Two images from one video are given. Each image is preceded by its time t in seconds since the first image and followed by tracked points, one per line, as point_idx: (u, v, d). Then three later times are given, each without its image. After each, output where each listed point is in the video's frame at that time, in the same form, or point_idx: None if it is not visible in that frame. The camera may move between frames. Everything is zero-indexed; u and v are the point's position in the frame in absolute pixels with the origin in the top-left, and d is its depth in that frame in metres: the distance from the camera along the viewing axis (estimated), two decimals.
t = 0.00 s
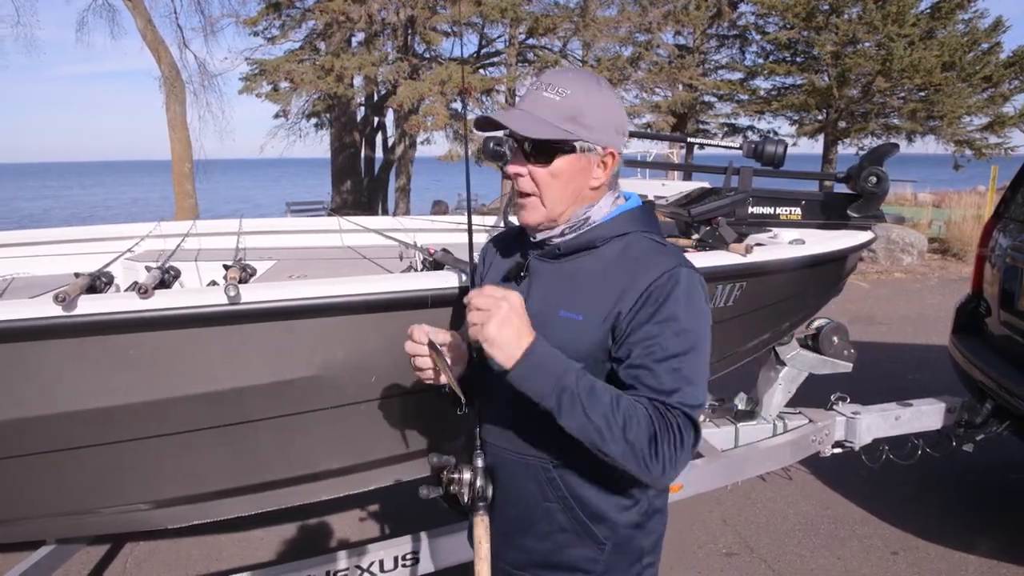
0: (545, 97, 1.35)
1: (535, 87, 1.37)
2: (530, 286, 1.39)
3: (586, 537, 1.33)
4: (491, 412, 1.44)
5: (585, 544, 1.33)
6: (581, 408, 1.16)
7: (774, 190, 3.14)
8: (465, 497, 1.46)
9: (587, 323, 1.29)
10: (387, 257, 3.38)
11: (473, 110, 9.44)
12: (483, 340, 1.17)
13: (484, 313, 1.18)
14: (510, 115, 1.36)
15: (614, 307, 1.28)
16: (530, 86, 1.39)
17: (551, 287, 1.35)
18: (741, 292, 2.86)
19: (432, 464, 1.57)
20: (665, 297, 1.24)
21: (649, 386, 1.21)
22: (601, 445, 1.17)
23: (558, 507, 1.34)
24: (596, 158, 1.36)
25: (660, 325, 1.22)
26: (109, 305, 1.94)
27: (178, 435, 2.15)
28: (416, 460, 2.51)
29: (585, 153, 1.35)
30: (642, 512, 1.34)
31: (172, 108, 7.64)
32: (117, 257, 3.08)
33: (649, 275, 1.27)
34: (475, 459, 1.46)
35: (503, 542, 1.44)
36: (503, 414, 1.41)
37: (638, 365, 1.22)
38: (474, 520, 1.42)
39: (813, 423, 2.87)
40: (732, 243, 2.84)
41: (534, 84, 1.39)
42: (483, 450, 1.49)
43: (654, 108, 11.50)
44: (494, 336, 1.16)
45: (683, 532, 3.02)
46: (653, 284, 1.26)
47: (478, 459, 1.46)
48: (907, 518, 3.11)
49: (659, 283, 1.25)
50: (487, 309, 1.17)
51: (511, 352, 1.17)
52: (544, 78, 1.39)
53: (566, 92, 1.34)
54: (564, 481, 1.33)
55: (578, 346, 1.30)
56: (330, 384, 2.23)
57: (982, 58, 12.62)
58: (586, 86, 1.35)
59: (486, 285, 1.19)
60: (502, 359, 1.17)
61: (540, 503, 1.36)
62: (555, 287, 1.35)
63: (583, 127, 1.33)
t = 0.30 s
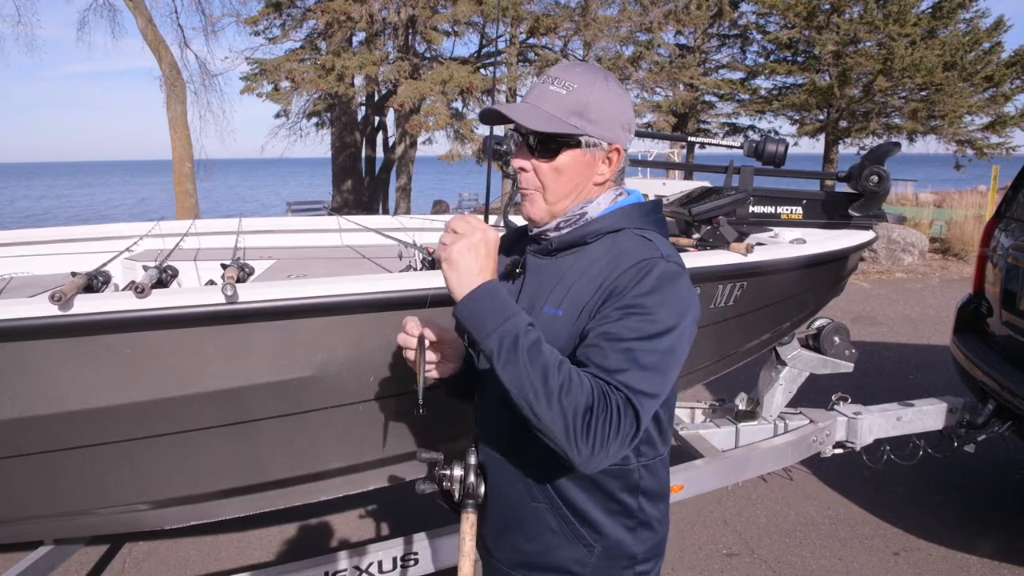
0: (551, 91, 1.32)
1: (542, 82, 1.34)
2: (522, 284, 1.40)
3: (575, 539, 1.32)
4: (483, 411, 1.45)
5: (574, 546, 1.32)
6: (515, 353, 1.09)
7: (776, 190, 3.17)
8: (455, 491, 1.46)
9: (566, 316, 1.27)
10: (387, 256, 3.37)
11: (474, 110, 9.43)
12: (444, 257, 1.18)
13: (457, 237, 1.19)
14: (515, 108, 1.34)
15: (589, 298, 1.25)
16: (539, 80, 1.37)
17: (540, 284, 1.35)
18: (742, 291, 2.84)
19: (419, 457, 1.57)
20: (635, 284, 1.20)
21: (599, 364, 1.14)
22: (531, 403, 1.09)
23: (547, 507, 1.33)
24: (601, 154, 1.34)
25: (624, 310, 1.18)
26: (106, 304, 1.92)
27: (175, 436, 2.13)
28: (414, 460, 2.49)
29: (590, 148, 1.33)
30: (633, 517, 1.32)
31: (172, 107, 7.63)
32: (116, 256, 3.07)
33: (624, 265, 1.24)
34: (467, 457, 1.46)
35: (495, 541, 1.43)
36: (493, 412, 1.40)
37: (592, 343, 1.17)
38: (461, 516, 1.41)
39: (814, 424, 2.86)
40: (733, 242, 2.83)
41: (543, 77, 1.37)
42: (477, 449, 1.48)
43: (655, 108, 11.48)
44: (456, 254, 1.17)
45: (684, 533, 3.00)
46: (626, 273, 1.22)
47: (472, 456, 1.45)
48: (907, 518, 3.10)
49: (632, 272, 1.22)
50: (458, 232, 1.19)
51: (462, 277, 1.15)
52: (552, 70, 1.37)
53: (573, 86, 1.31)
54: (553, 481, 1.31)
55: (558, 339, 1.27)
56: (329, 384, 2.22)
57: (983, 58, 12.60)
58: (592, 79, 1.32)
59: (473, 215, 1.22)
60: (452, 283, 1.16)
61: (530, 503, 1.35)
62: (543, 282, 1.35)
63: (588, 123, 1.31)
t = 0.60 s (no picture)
0: (535, 90, 1.32)
1: (525, 82, 1.34)
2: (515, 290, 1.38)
3: (576, 546, 1.30)
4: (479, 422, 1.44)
5: (576, 554, 1.30)
6: (524, 427, 1.12)
7: (780, 191, 3.16)
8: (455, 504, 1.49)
9: (563, 324, 1.26)
10: (388, 257, 3.36)
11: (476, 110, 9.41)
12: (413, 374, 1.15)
13: (412, 344, 1.16)
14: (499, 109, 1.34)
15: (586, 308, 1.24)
16: (522, 81, 1.37)
17: (534, 290, 1.33)
18: (744, 291, 2.83)
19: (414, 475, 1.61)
20: (633, 295, 1.19)
21: (609, 389, 1.15)
22: (553, 462, 1.12)
23: (547, 515, 1.32)
24: (586, 155, 1.34)
25: (626, 327, 1.17)
26: (105, 305, 1.92)
27: (176, 436, 2.13)
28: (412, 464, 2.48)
29: (576, 149, 1.33)
30: (635, 521, 1.31)
31: (174, 108, 7.63)
32: (118, 257, 3.06)
33: (620, 274, 1.23)
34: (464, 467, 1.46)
35: (495, 553, 1.42)
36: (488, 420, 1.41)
37: (600, 366, 1.17)
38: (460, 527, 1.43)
39: (817, 425, 2.85)
40: (735, 242, 2.81)
41: (526, 78, 1.37)
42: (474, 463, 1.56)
43: (657, 108, 11.45)
44: (424, 368, 1.14)
45: (686, 535, 2.99)
46: (622, 284, 1.21)
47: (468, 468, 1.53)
48: (910, 520, 3.09)
49: (630, 281, 1.20)
50: (414, 340, 1.15)
51: (442, 383, 1.14)
52: (534, 70, 1.36)
53: (556, 86, 1.31)
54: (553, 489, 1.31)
55: (556, 351, 1.26)
56: (330, 384, 2.21)
57: (986, 58, 12.57)
58: (575, 79, 1.31)
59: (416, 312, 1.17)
60: (436, 390, 1.15)
61: (530, 511, 1.34)
62: (537, 289, 1.33)
63: (572, 123, 1.30)
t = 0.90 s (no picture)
0: (535, 109, 1.31)
1: (518, 105, 1.33)
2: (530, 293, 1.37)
3: (591, 554, 1.30)
4: (492, 427, 1.41)
5: (590, 562, 1.31)
6: (603, 392, 1.05)
7: (783, 191, 3.15)
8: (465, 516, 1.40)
9: (596, 327, 1.25)
10: (391, 257, 3.36)
11: (479, 109, 9.41)
12: (507, 313, 1.03)
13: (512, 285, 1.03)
14: (512, 138, 1.30)
15: (625, 310, 1.24)
16: (508, 106, 1.35)
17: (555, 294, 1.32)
18: (748, 292, 2.82)
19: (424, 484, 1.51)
20: (674, 294, 1.20)
21: (661, 381, 1.14)
22: (623, 439, 1.06)
23: (565, 525, 1.31)
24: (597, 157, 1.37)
25: (674, 322, 1.17)
26: (107, 305, 1.91)
27: (178, 437, 2.13)
28: (413, 465, 2.47)
29: (590, 153, 1.35)
30: (648, 527, 1.32)
31: (178, 107, 7.63)
32: (121, 257, 3.06)
33: (656, 275, 1.24)
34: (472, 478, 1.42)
35: (505, 560, 1.41)
36: (504, 427, 1.38)
37: (650, 360, 1.15)
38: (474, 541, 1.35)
39: (820, 425, 2.84)
40: (738, 242, 2.80)
41: (510, 102, 1.35)
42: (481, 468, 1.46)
43: (661, 108, 11.44)
44: (518, 310, 1.03)
45: (689, 536, 2.98)
46: (662, 282, 1.22)
47: (477, 477, 1.42)
48: (913, 521, 3.08)
49: (670, 281, 1.22)
50: (518, 279, 1.02)
51: (535, 333, 1.04)
52: (516, 90, 1.35)
53: (554, 98, 1.32)
54: (573, 499, 1.30)
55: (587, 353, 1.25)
56: (332, 385, 2.21)
57: (990, 57, 12.54)
58: (567, 88, 1.34)
59: (522, 249, 1.04)
60: (525, 338, 1.05)
61: (547, 520, 1.33)
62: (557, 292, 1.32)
63: (583, 129, 1.32)
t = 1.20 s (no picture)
0: (544, 101, 1.31)
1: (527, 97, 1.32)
2: (540, 295, 1.37)
3: (620, 554, 1.31)
4: (508, 432, 1.40)
5: (620, 561, 1.31)
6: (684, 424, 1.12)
7: (786, 190, 3.12)
8: (488, 528, 1.41)
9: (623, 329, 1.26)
10: (393, 256, 3.35)
11: (481, 109, 9.40)
12: (595, 367, 1.04)
13: (597, 340, 1.03)
14: (526, 130, 1.30)
15: (655, 313, 1.25)
16: (513, 99, 1.34)
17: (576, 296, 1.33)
18: (751, 292, 2.81)
19: (452, 497, 1.49)
20: (704, 294, 1.23)
21: (713, 388, 1.20)
22: (700, 458, 1.14)
23: (593, 528, 1.31)
24: (602, 150, 1.38)
25: (711, 324, 1.22)
26: (107, 305, 1.91)
27: (180, 436, 2.12)
28: (416, 465, 2.47)
29: (596, 146, 1.37)
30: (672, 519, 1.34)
31: (181, 107, 7.63)
32: (122, 256, 3.06)
33: (680, 274, 1.26)
34: (492, 487, 1.42)
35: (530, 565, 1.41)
36: (520, 434, 1.38)
37: (697, 369, 1.20)
38: (503, 553, 1.37)
39: (823, 426, 2.83)
40: (741, 242, 2.80)
41: (515, 95, 1.34)
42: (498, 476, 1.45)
43: (663, 108, 11.44)
44: (606, 364, 1.05)
45: (692, 537, 2.97)
46: (691, 284, 1.24)
47: (496, 486, 1.42)
48: (916, 521, 3.07)
49: (698, 281, 1.24)
50: (601, 333, 1.03)
51: (619, 379, 1.07)
52: (520, 83, 1.35)
53: (561, 90, 1.32)
54: (600, 500, 1.30)
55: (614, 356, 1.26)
56: (335, 384, 2.20)
57: (993, 57, 12.52)
58: (572, 81, 1.34)
59: (595, 300, 1.04)
60: (606, 385, 1.07)
61: (573, 524, 1.33)
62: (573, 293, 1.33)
63: (592, 120, 1.34)
